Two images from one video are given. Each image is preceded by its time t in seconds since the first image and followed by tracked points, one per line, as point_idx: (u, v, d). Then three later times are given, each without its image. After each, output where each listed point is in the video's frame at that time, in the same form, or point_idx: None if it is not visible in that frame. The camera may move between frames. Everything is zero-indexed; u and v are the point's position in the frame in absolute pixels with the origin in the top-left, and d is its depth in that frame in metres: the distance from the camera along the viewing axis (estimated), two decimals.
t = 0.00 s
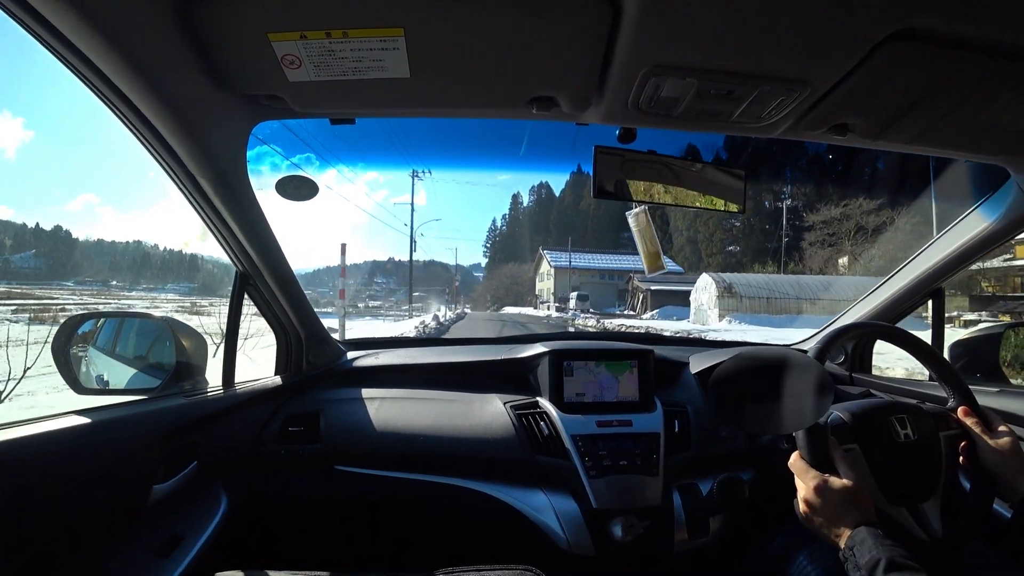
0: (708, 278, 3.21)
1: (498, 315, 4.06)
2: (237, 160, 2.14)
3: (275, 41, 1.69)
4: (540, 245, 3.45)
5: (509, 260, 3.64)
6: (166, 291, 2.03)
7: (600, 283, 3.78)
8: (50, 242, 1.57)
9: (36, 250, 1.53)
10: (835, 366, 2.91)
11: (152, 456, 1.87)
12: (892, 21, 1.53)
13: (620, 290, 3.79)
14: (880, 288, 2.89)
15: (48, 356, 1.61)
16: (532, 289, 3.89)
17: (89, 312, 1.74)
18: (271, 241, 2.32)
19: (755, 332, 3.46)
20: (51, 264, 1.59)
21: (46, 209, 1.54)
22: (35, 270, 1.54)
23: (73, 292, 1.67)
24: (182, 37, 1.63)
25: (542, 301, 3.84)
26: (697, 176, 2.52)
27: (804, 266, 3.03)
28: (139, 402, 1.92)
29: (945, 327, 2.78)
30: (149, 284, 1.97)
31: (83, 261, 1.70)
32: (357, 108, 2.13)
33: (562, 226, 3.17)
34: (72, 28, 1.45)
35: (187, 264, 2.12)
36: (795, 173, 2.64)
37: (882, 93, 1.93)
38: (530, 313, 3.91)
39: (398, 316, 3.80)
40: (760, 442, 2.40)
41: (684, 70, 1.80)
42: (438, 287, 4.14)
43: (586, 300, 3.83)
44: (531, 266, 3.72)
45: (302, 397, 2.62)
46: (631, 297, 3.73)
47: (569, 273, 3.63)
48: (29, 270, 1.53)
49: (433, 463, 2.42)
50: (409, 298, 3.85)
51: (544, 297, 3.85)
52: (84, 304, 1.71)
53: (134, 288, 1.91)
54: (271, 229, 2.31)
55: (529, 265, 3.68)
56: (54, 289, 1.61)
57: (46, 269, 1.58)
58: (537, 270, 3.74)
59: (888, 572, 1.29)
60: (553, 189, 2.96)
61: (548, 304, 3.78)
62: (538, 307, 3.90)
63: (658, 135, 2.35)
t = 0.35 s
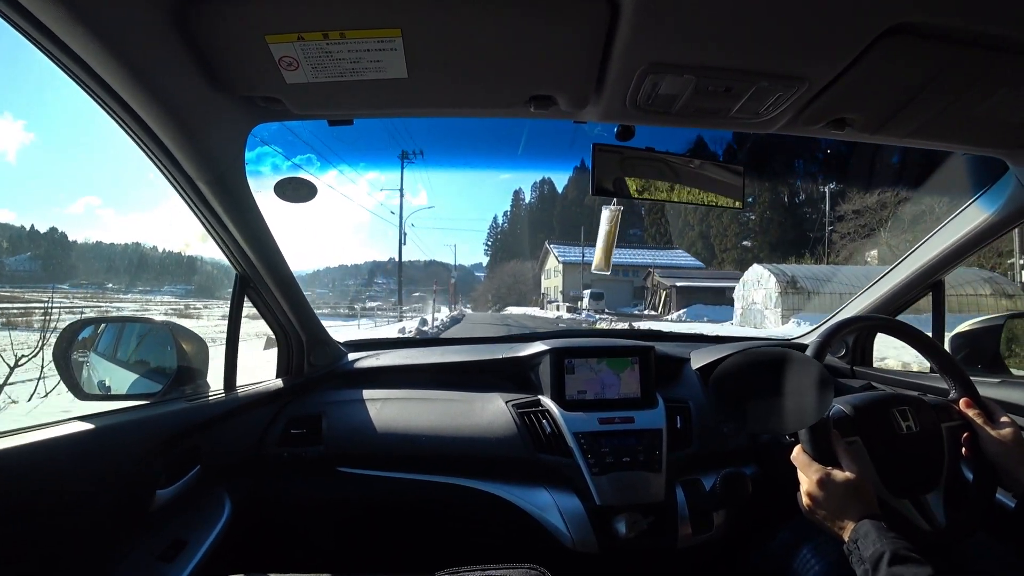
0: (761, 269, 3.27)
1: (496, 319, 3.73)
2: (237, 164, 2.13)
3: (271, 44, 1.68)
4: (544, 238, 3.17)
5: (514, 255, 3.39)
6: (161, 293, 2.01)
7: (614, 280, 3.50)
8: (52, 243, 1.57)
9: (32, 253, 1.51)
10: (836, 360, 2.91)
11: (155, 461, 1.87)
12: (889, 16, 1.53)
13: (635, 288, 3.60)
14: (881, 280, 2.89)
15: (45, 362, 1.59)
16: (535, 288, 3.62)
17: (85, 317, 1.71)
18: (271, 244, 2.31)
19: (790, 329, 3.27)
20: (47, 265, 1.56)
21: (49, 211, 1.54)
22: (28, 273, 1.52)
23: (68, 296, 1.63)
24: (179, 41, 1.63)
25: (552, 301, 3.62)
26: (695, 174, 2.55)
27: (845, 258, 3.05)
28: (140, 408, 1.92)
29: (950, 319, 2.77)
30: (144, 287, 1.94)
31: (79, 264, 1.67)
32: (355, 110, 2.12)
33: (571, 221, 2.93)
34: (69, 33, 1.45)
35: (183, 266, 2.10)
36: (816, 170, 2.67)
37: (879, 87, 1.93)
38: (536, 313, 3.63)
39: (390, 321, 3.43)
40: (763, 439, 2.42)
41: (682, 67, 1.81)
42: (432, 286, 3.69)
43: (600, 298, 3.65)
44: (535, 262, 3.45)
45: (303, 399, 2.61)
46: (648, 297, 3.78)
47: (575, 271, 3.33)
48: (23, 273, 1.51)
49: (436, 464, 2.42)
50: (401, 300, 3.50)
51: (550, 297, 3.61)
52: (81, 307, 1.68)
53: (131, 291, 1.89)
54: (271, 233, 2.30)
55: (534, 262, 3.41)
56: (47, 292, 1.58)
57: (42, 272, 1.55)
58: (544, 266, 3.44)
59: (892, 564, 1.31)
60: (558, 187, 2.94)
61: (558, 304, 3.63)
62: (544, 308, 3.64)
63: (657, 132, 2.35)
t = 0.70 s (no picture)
0: (844, 261, 2.99)
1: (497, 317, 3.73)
2: (236, 165, 2.14)
3: (271, 45, 1.69)
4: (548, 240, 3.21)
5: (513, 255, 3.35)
6: (159, 292, 2.00)
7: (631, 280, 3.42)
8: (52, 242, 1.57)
9: (29, 252, 1.51)
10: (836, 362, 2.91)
11: (154, 462, 1.87)
12: (887, 17, 1.54)
13: (654, 287, 3.45)
14: (881, 281, 2.90)
15: (41, 362, 1.59)
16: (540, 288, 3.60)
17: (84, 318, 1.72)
18: (271, 246, 2.31)
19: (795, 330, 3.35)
20: (42, 264, 1.56)
21: (50, 210, 1.55)
22: (23, 271, 1.52)
23: (64, 295, 1.64)
24: (178, 43, 1.63)
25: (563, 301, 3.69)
26: (694, 175, 2.54)
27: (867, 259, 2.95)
28: (140, 408, 1.92)
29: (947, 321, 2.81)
30: (141, 285, 1.92)
31: (73, 263, 1.66)
32: (355, 111, 2.13)
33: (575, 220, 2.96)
34: (69, 35, 1.46)
35: (183, 266, 2.10)
36: (840, 175, 2.67)
37: (878, 89, 1.93)
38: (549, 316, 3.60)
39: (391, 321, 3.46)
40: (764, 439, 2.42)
41: (681, 69, 1.81)
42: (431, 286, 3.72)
43: (619, 298, 3.56)
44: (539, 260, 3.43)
45: (303, 401, 2.61)
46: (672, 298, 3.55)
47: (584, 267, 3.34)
48: (17, 272, 1.51)
49: (435, 465, 2.42)
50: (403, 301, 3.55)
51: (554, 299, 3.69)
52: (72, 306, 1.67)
53: (126, 290, 1.87)
54: (271, 234, 2.30)
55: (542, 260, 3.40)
56: (38, 290, 1.57)
57: (37, 270, 1.55)
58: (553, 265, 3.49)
59: (891, 566, 1.33)
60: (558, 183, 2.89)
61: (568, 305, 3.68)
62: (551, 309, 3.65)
63: (655, 133, 2.35)
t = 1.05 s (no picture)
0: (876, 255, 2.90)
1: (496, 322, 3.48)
2: (237, 165, 2.14)
3: (271, 45, 1.69)
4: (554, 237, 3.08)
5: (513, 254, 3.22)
6: (153, 293, 1.97)
7: (654, 275, 3.19)
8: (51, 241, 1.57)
9: (21, 251, 1.49)
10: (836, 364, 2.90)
11: (153, 460, 1.88)
12: (886, 20, 1.54)
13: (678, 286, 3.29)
14: (881, 283, 2.88)
15: (34, 362, 1.57)
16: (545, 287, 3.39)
17: (70, 318, 1.68)
18: (271, 244, 2.31)
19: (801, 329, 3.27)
20: (37, 265, 1.54)
21: (48, 208, 1.54)
22: (17, 272, 1.50)
23: (57, 295, 1.61)
24: (179, 42, 1.64)
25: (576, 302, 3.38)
26: (695, 176, 2.52)
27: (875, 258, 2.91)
28: (140, 407, 1.93)
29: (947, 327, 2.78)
30: (135, 286, 1.89)
31: (68, 261, 1.63)
32: (357, 111, 2.13)
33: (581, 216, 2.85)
34: (71, 36, 1.47)
35: (180, 266, 2.08)
36: (860, 166, 2.60)
37: (879, 91, 1.93)
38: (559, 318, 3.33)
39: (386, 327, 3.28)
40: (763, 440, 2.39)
41: (681, 71, 1.81)
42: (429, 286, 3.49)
43: (644, 298, 3.22)
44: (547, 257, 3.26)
45: (303, 400, 2.61)
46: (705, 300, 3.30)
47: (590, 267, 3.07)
48: (12, 272, 1.49)
49: (434, 464, 2.42)
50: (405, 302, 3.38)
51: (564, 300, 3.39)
52: (61, 305, 1.63)
53: (119, 291, 1.84)
54: (270, 233, 2.30)
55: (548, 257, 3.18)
56: (33, 290, 1.55)
57: (31, 270, 1.53)
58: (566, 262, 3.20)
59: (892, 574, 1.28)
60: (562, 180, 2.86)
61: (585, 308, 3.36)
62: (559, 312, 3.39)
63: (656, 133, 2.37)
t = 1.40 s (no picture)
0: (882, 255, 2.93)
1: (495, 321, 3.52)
2: (236, 164, 2.13)
3: (272, 43, 1.69)
4: (562, 228, 3.22)
5: (515, 252, 3.43)
6: (150, 291, 1.96)
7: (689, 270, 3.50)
8: (49, 241, 1.57)
9: (15, 250, 1.48)
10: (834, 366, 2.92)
11: (150, 459, 1.86)
12: (887, 23, 1.54)
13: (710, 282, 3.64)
14: (880, 285, 2.88)
15: (30, 362, 1.56)
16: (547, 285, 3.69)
17: (68, 317, 1.67)
18: (270, 243, 2.31)
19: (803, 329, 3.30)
20: (32, 264, 1.53)
21: (49, 208, 1.55)
22: (12, 270, 1.49)
23: (52, 294, 1.60)
24: (179, 40, 1.63)
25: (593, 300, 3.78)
26: (695, 178, 2.53)
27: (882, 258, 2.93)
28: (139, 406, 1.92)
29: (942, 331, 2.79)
30: (131, 284, 1.88)
31: (64, 260, 1.62)
32: (359, 110, 2.13)
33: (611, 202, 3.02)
34: (73, 34, 1.47)
35: (176, 263, 2.05)
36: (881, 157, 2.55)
37: (879, 94, 1.94)
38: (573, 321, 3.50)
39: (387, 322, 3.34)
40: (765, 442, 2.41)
41: (682, 73, 1.82)
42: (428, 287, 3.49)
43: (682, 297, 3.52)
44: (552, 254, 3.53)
45: (302, 399, 2.61)
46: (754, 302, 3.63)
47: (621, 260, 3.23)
48: (6, 270, 1.48)
49: (434, 464, 2.41)
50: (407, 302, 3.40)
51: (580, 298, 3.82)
52: (57, 304, 1.62)
53: (116, 289, 1.83)
54: (270, 233, 2.30)
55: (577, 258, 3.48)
56: (29, 289, 1.54)
57: (26, 269, 1.52)
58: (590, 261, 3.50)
59: None
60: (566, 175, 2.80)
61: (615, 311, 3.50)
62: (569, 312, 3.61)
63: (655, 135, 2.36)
